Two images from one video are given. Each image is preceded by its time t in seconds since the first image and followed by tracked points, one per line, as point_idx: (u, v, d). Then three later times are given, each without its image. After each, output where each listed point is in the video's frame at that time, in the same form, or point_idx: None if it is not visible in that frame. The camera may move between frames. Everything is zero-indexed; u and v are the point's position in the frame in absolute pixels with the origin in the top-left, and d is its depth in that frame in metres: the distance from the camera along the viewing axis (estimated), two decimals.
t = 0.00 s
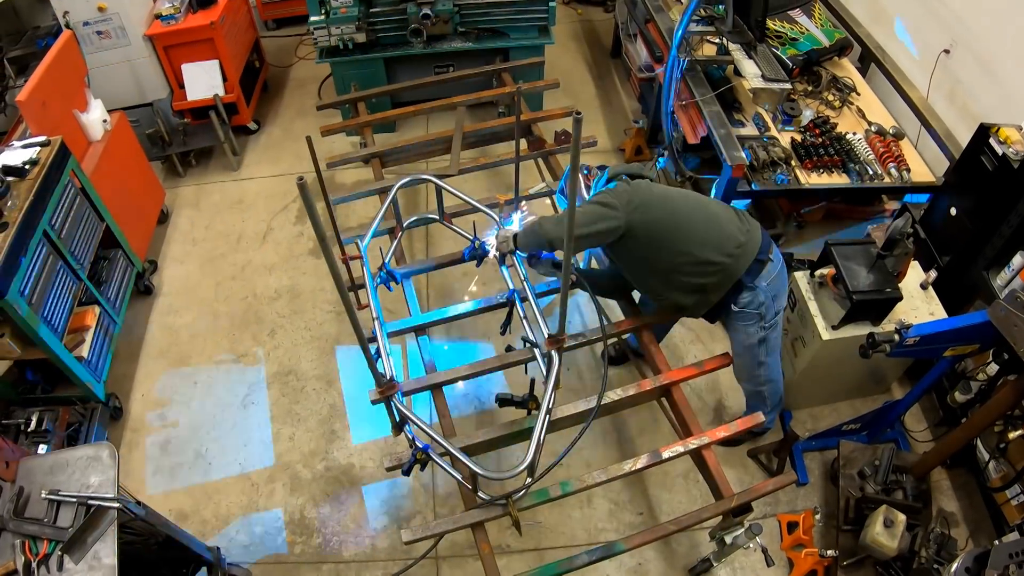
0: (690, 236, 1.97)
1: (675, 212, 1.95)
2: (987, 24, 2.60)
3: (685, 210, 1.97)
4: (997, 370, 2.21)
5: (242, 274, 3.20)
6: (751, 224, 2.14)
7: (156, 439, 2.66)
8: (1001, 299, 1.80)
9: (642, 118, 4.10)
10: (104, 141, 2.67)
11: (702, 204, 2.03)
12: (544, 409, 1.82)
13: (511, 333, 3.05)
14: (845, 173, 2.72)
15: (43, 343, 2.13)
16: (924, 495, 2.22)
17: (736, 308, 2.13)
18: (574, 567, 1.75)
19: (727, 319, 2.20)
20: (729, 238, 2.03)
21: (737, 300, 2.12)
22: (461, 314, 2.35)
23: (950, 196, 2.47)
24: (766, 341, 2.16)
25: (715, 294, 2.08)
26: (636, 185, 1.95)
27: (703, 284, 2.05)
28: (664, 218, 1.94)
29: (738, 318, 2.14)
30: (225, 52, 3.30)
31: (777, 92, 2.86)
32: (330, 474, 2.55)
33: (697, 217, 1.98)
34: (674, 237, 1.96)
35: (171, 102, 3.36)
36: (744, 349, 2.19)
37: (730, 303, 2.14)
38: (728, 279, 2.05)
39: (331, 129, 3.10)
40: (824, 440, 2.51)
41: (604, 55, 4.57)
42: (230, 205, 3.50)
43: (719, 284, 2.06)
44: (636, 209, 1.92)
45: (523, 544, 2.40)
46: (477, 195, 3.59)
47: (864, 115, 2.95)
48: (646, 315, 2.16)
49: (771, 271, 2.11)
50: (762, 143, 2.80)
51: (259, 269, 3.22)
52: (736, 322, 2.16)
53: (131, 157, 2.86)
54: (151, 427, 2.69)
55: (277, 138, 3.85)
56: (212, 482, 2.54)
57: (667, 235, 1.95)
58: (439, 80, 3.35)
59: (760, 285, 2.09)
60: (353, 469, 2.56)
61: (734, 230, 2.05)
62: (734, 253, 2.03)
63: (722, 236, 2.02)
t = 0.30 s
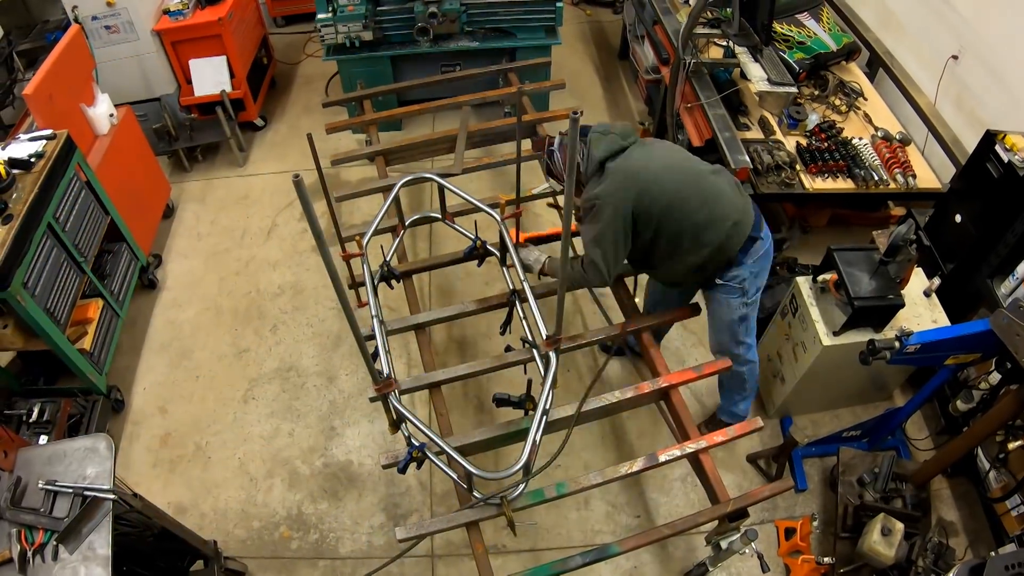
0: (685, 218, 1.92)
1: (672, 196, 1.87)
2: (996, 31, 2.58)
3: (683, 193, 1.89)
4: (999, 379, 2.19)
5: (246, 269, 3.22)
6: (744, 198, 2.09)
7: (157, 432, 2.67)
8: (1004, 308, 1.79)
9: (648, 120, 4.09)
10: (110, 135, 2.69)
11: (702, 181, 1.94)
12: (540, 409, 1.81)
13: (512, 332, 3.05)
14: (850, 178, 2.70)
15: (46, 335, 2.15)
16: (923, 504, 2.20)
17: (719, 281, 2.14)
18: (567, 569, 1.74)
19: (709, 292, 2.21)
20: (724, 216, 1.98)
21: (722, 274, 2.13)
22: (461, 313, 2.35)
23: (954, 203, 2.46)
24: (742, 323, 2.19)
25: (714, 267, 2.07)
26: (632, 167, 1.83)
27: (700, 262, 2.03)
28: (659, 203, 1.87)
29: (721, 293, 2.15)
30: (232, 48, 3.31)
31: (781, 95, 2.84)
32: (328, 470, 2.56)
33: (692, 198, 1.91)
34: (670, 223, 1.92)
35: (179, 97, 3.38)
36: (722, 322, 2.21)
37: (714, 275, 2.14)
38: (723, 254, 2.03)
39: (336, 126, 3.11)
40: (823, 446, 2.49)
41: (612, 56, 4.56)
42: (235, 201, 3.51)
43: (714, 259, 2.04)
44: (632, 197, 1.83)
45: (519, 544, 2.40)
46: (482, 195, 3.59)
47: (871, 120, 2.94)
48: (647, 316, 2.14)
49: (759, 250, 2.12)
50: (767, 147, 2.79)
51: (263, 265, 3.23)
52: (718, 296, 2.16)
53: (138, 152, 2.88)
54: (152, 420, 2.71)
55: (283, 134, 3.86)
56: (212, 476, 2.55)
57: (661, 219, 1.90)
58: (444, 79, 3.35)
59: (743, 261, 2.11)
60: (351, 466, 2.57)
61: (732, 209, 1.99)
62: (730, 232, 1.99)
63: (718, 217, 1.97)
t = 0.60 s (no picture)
0: (685, 247, 1.92)
1: (666, 227, 1.87)
2: (1003, 37, 2.56)
3: (677, 222, 1.89)
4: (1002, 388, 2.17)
5: (249, 265, 3.23)
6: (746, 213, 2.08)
7: (157, 426, 2.69)
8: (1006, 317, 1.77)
9: (655, 121, 4.08)
10: (116, 130, 2.71)
11: (698, 206, 1.94)
12: (537, 409, 1.81)
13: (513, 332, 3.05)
14: (854, 183, 2.68)
15: (48, 327, 2.16)
16: (922, 512, 2.19)
17: (726, 301, 2.15)
18: (561, 570, 1.74)
19: (716, 310, 2.21)
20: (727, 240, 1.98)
21: (730, 293, 2.14)
22: (461, 313, 2.35)
23: (958, 210, 2.44)
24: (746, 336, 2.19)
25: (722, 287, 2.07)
26: (621, 203, 1.84)
27: (708, 287, 2.03)
28: (654, 237, 1.86)
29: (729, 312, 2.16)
30: (239, 44, 3.33)
31: (788, 99, 2.83)
32: (327, 467, 2.57)
33: (690, 225, 1.91)
34: (671, 254, 1.91)
35: (185, 92, 3.40)
36: (733, 340, 2.21)
37: (720, 294, 2.15)
38: (729, 275, 2.03)
39: (341, 124, 3.12)
40: (823, 452, 2.48)
41: (619, 58, 4.55)
42: (240, 197, 3.53)
43: (722, 282, 2.05)
44: (625, 234, 1.84)
45: (515, 544, 2.40)
46: (486, 195, 3.59)
47: (877, 124, 2.92)
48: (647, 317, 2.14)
49: (766, 265, 2.12)
50: (771, 150, 2.78)
51: (266, 262, 3.25)
52: (726, 313, 2.17)
53: (144, 147, 2.90)
54: (153, 413, 2.72)
55: (289, 131, 3.87)
56: (211, 470, 2.56)
57: (660, 252, 1.90)
58: (450, 78, 3.35)
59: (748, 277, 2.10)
60: (350, 463, 2.58)
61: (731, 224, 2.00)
62: (734, 254, 1.98)
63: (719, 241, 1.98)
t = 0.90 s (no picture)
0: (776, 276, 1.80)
1: (755, 274, 1.74)
2: (1013, 43, 2.54)
3: (760, 263, 1.76)
4: (1004, 398, 2.15)
5: (253, 262, 3.24)
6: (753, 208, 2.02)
7: (158, 419, 2.70)
8: (1009, 326, 1.76)
9: (661, 124, 4.07)
10: (123, 125, 2.73)
11: (760, 235, 1.82)
12: (534, 410, 1.81)
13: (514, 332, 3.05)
14: (860, 189, 2.67)
15: (51, 320, 2.18)
16: (922, 522, 2.17)
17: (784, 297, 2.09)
18: (554, 572, 1.74)
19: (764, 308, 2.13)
20: (794, 272, 1.85)
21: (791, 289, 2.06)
22: (461, 313, 2.35)
23: (963, 217, 2.42)
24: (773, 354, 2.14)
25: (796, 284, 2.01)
26: (715, 278, 1.67)
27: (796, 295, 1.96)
28: (754, 283, 1.72)
29: (764, 338, 2.08)
30: (247, 41, 3.34)
31: (795, 103, 2.82)
32: (325, 464, 2.57)
33: (770, 259, 1.79)
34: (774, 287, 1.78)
35: (193, 88, 3.42)
36: (762, 358, 2.13)
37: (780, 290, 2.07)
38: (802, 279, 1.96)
39: (347, 122, 3.12)
40: (823, 459, 2.46)
41: (627, 60, 4.55)
42: (246, 193, 3.55)
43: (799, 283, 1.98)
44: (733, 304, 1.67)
45: (512, 544, 2.41)
46: (490, 194, 3.59)
47: (884, 130, 2.91)
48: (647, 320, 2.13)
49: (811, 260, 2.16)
50: (777, 155, 2.77)
51: (270, 258, 3.26)
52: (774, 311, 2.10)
53: (150, 142, 2.92)
54: (154, 407, 2.74)
55: (296, 128, 3.89)
56: (210, 465, 2.58)
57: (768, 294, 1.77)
58: (456, 78, 3.35)
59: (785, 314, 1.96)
60: (348, 460, 2.58)
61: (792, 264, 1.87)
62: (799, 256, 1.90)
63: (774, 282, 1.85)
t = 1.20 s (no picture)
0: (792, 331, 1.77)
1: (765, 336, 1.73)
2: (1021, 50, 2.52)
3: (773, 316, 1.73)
4: (1005, 408, 2.12)
5: (256, 258, 3.26)
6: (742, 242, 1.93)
7: (159, 413, 2.72)
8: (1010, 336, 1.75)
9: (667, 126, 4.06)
10: (129, 120, 2.75)
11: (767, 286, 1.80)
12: (531, 411, 1.81)
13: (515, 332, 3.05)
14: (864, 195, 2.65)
15: (53, 312, 2.19)
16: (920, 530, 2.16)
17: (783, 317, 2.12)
18: (548, 573, 1.73)
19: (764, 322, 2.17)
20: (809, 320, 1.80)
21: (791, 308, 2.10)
22: (461, 313, 2.35)
23: (968, 224, 2.41)
24: (764, 358, 2.20)
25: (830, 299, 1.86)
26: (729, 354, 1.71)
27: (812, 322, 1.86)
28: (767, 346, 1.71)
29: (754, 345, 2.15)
30: (254, 38, 3.36)
31: (799, 107, 2.77)
32: (324, 461, 2.58)
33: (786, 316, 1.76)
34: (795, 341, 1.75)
35: (200, 84, 3.44)
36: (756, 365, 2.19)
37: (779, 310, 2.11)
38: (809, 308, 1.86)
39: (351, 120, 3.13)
40: (822, 466, 2.45)
41: (634, 61, 4.54)
42: (251, 190, 3.56)
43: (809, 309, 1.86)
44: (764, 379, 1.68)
45: (508, 545, 2.40)
46: (494, 195, 3.60)
47: (890, 136, 2.89)
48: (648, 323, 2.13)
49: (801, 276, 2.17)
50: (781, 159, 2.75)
51: (273, 255, 3.27)
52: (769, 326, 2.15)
53: (156, 137, 2.94)
54: (155, 401, 2.76)
55: (302, 126, 3.90)
56: (210, 459, 2.59)
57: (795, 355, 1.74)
58: (461, 78, 3.36)
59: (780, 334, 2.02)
60: (347, 458, 2.59)
61: (887, 272, 1.70)
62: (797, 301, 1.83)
63: (776, 297, 1.87)
